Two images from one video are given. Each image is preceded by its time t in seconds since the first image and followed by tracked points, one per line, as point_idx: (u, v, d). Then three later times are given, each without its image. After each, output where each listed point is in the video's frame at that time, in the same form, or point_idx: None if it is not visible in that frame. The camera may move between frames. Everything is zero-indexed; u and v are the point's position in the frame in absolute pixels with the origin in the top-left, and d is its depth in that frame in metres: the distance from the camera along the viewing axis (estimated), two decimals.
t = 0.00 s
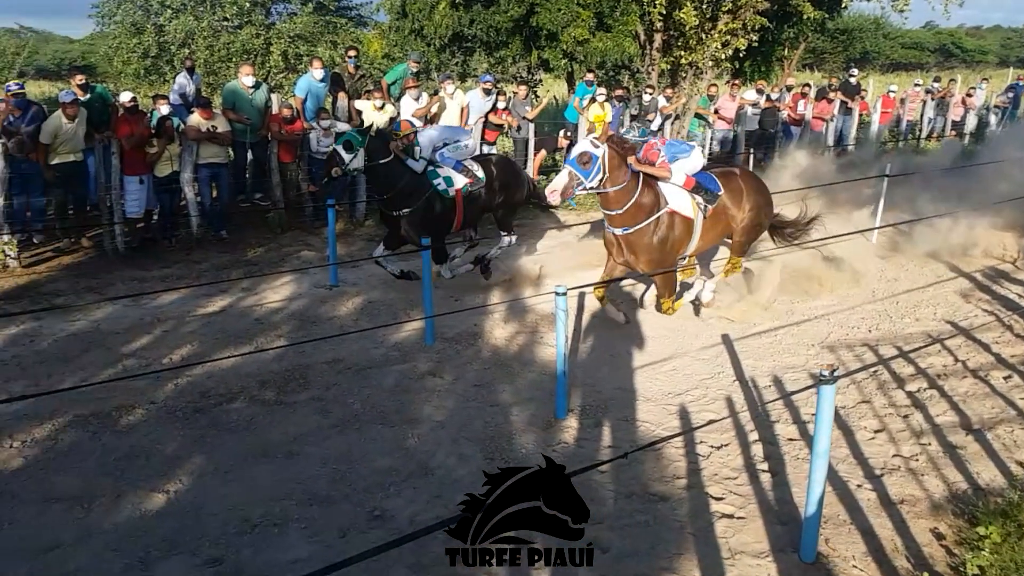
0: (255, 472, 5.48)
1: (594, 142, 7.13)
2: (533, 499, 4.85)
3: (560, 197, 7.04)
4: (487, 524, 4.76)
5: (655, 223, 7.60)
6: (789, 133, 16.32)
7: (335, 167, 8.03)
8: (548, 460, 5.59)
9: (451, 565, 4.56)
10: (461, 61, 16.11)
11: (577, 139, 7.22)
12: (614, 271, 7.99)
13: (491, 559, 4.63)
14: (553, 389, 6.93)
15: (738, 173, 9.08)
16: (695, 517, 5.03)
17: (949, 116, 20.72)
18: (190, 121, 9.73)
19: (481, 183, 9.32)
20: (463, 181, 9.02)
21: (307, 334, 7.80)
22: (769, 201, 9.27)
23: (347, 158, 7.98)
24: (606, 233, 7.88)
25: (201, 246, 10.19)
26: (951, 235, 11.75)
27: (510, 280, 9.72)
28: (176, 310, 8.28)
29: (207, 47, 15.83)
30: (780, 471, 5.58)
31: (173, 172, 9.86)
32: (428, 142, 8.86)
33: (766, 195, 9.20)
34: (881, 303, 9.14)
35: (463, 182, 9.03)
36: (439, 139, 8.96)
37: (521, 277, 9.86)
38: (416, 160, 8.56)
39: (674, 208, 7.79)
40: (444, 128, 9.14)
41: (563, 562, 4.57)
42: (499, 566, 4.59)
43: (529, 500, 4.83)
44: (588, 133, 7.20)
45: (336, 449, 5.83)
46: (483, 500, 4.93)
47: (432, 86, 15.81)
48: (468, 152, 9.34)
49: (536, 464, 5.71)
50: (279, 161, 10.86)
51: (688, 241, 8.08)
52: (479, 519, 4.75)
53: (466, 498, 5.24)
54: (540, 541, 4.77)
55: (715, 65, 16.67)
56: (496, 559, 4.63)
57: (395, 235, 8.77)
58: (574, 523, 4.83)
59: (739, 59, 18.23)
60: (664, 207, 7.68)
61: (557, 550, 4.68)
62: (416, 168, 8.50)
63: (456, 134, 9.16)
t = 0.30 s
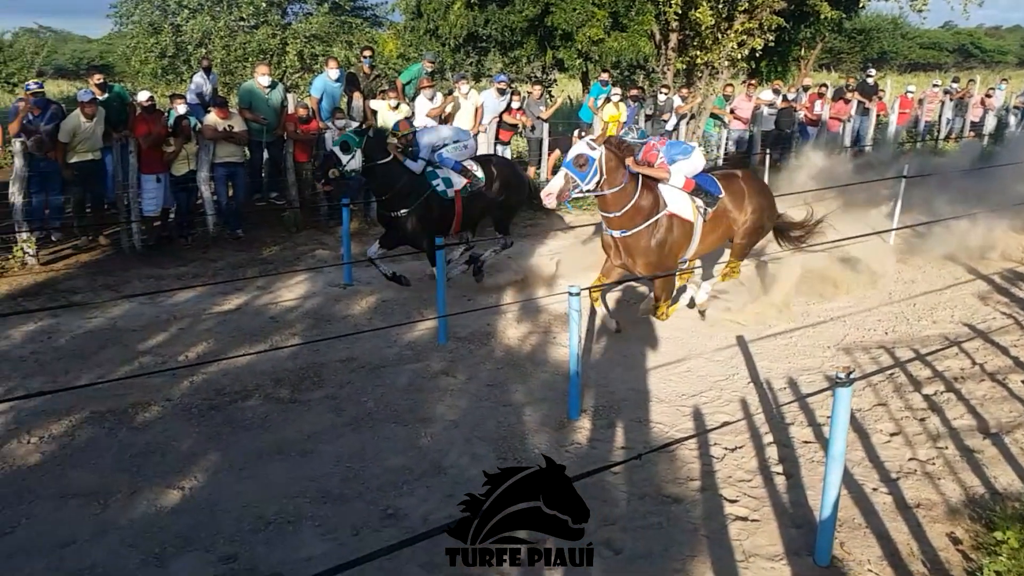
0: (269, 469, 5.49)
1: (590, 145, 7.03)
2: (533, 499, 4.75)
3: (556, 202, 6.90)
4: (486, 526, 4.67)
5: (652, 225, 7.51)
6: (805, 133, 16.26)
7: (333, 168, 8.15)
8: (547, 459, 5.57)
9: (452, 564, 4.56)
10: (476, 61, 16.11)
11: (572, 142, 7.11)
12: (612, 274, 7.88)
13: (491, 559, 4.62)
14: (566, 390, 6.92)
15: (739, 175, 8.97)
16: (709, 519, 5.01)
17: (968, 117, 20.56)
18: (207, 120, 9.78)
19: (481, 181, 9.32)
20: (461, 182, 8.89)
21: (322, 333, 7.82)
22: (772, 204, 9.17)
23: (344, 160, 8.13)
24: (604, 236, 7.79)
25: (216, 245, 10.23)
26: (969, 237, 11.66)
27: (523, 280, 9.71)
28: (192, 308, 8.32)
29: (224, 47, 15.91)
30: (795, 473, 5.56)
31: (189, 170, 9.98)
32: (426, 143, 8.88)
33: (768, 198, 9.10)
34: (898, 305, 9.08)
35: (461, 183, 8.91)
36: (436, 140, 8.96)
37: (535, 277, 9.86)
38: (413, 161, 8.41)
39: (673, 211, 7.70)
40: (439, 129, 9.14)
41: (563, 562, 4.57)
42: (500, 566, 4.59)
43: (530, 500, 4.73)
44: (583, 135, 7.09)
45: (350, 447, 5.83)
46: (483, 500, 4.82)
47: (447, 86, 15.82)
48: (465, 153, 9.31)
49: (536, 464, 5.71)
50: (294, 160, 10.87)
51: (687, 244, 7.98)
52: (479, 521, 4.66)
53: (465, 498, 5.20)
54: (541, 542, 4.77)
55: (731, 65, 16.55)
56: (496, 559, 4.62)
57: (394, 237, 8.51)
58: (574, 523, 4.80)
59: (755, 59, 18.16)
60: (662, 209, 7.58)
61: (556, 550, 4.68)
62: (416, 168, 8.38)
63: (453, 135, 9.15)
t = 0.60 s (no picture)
0: (284, 467, 5.51)
1: (585, 147, 7.00)
2: (532, 499, 4.82)
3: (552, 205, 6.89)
4: (487, 525, 4.73)
5: (649, 227, 7.45)
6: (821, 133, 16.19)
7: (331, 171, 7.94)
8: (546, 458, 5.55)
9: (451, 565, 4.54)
10: (491, 61, 16.11)
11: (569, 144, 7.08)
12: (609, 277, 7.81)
13: (491, 559, 4.62)
14: (579, 390, 6.91)
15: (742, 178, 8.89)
16: (723, 521, 5.00)
17: (988, 118, 20.39)
18: (223, 120, 9.79)
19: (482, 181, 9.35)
20: (458, 183, 8.82)
21: (336, 331, 7.84)
22: (776, 206, 9.08)
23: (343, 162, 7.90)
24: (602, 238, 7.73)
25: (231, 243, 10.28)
26: (988, 239, 11.56)
27: (536, 279, 9.70)
28: (207, 306, 8.36)
29: (240, 46, 15.98)
30: (810, 476, 5.53)
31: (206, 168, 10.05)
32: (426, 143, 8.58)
33: (771, 200, 9.01)
34: (915, 308, 9.02)
35: (460, 185, 8.86)
36: (435, 139, 8.69)
37: (548, 277, 9.86)
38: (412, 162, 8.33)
39: (671, 214, 7.62)
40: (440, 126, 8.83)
41: (562, 561, 4.58)
42: (499, 566, 4.59)
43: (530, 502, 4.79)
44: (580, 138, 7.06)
45: (364, 446, 5.85)
46: (484, 500, 4.90)
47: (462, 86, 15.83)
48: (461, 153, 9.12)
49: (538, 463, 5.71)
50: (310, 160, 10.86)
51: (687, 246, 7.89)
52: (478, 520, 4.73)
53: (465, 498, 5.19)
54: (540, 542, 4.78)
55: (748, 63, 16.32)
56: (496, 559, 4.62)
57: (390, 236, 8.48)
58: (574, 522, 4.80)
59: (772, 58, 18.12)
60: (660, 212, 7.51)
61: (558, 550, 4.69)
62: (415, 169, 8.31)
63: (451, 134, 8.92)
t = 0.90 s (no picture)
0: (319, 462, 5.58)
1: (573, 153, 6.55)
2: (533, 499, 4.86)
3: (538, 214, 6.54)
4: (487, 524, 4.76)
5: (641, 235, 6.97)
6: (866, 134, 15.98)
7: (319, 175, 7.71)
8: (547, 458, 5.55)
9: (451, 564, 4.53)
10: (528, 61, 16.18)
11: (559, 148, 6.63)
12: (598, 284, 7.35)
13: (490, 558, 4.61)
14: (613, 391, 6.89)
15: (747, 185, 8.37)
16: (759, 528, 4.96)
17: None
18: (265, 119, 9.93)
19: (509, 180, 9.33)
20: (458, 187, 8.32)
21: (371, 329, 7.91)
22: (783, 215, 8.56)
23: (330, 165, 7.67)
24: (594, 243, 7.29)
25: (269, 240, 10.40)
26: None
27: (571, 280, 9.70)
28: (246, 301, 8.48)
29: (281, 46, 16.21)
30: (849, 484, 5.47)
31: (247, 166, 10.41)
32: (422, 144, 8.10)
33: (779, 209, 8.46)
34: (959, 314, 8.87)
35: (459, 188, 8.34)
36: (433, 139, 8.17)
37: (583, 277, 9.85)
38: (406, 163, 7.84)
39: (669, 221, 7.13)
40: (441, 126, 8.29)
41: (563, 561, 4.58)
42: (500, 566, 4.58)
43: (530, 499, 4.83)
44: (569, 144, 6.59)
45: (399, 442, 5.90)
46: (484, 500, 4.94)
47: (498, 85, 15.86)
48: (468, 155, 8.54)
49: (537, 463, 5.70)
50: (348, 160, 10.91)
51: (684, 256, 7.40)
52: (479, 519, 4.80)
53: (465, 499, 5.17)
54: (540, 541, 4.77)
55: (791, 62, 16.12)
56: (495, 559, 4.62)
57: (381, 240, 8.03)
58: (574, 523, 4.82)
59: (815, 59, 17.94)
60: (656, 219, 7.04)
61: (557, 550, 4.69)
62: (408, 171, 7.82)
63: (453, 135, 8.32)
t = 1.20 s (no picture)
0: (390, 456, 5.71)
1: (538, 164, 6.29)
2: (532, 499, 4.83)
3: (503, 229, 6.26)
4: (486, 526, 4.76)
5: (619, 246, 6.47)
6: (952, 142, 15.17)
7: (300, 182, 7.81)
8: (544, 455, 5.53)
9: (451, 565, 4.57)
10: (600, 59, 16.19)
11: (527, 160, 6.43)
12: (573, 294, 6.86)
13: (490, 559, 4.64)
14: (683, 397, 6.86)
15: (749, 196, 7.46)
16: (832, 542, 4.91)
17: None
18: (342, 117, 10.16)
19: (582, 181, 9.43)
20: (453, 191, 8.13)
21: (440, 324, 8.01)
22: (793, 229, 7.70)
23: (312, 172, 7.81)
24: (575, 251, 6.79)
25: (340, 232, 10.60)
26: None
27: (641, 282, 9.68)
28: (321, 294, 8.69)
29: (359, 45, 16.61)
30: (928, 502, 5.35)
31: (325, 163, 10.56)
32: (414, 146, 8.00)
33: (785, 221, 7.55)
34: None
35: (454, 192, 8.15)
36: (425, 141, 7.99)
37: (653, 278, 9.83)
38: (393, 167, 7.93)
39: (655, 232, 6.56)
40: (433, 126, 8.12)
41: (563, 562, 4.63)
42: (500, 566, 4.60)
43: (529, 500, 4.81)
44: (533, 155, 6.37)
45: (467, 438, 5.98)
46: (483, 499, 4.92)
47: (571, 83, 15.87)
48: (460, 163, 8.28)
49: (536, 463, 5.70)
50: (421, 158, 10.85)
51: (672, 271, 6.78)
52: (478, 520, 4.80)
53: (465, 498, 5.13)
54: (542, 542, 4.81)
55: (877, 63, 15.75)
56: (495, 559, 4.64)
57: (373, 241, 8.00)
58: (573, 522, 4.79)
59: (903, 58, 17.51)
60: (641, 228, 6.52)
61: (557, 551, 4.73)
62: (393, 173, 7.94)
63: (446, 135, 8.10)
